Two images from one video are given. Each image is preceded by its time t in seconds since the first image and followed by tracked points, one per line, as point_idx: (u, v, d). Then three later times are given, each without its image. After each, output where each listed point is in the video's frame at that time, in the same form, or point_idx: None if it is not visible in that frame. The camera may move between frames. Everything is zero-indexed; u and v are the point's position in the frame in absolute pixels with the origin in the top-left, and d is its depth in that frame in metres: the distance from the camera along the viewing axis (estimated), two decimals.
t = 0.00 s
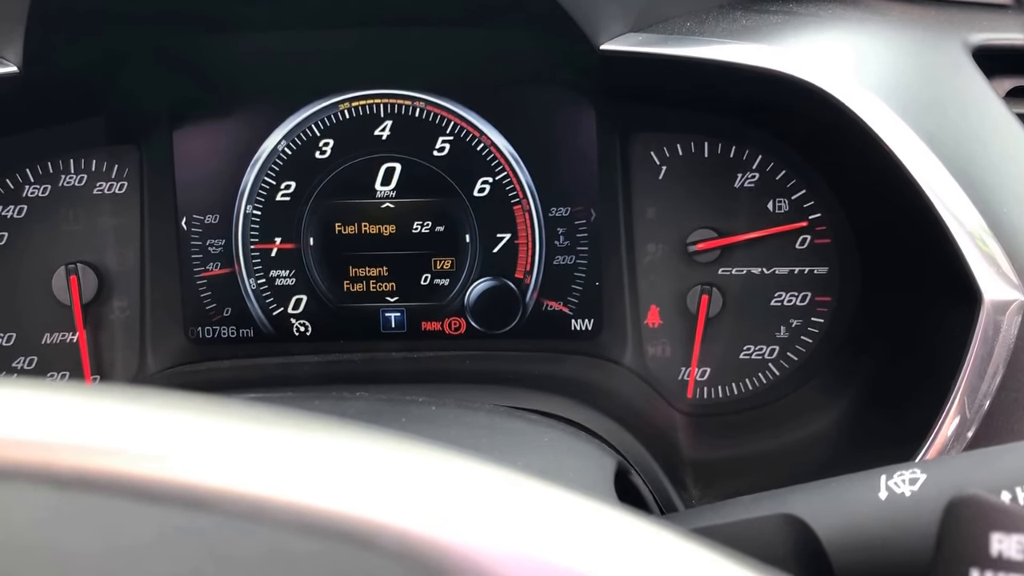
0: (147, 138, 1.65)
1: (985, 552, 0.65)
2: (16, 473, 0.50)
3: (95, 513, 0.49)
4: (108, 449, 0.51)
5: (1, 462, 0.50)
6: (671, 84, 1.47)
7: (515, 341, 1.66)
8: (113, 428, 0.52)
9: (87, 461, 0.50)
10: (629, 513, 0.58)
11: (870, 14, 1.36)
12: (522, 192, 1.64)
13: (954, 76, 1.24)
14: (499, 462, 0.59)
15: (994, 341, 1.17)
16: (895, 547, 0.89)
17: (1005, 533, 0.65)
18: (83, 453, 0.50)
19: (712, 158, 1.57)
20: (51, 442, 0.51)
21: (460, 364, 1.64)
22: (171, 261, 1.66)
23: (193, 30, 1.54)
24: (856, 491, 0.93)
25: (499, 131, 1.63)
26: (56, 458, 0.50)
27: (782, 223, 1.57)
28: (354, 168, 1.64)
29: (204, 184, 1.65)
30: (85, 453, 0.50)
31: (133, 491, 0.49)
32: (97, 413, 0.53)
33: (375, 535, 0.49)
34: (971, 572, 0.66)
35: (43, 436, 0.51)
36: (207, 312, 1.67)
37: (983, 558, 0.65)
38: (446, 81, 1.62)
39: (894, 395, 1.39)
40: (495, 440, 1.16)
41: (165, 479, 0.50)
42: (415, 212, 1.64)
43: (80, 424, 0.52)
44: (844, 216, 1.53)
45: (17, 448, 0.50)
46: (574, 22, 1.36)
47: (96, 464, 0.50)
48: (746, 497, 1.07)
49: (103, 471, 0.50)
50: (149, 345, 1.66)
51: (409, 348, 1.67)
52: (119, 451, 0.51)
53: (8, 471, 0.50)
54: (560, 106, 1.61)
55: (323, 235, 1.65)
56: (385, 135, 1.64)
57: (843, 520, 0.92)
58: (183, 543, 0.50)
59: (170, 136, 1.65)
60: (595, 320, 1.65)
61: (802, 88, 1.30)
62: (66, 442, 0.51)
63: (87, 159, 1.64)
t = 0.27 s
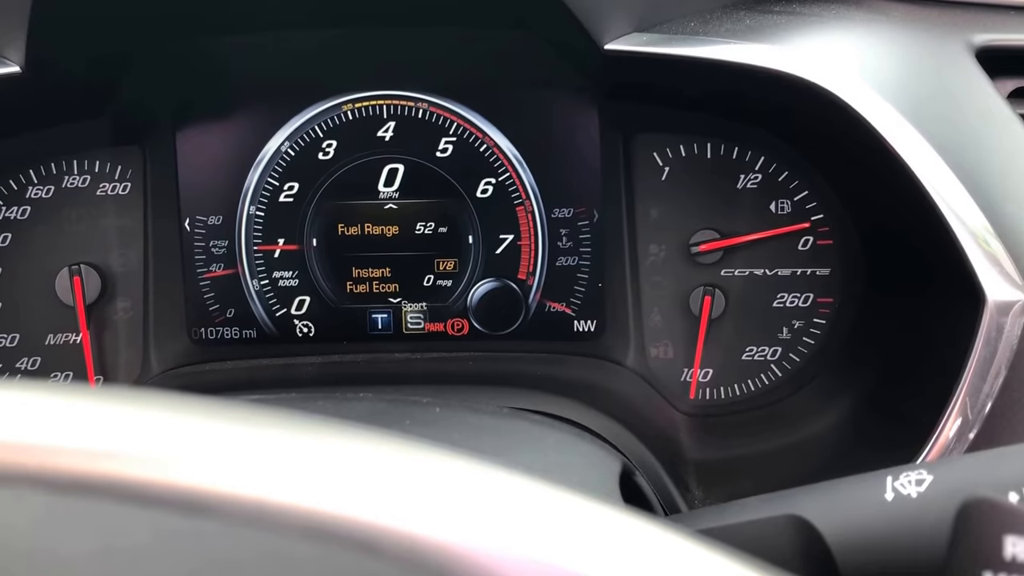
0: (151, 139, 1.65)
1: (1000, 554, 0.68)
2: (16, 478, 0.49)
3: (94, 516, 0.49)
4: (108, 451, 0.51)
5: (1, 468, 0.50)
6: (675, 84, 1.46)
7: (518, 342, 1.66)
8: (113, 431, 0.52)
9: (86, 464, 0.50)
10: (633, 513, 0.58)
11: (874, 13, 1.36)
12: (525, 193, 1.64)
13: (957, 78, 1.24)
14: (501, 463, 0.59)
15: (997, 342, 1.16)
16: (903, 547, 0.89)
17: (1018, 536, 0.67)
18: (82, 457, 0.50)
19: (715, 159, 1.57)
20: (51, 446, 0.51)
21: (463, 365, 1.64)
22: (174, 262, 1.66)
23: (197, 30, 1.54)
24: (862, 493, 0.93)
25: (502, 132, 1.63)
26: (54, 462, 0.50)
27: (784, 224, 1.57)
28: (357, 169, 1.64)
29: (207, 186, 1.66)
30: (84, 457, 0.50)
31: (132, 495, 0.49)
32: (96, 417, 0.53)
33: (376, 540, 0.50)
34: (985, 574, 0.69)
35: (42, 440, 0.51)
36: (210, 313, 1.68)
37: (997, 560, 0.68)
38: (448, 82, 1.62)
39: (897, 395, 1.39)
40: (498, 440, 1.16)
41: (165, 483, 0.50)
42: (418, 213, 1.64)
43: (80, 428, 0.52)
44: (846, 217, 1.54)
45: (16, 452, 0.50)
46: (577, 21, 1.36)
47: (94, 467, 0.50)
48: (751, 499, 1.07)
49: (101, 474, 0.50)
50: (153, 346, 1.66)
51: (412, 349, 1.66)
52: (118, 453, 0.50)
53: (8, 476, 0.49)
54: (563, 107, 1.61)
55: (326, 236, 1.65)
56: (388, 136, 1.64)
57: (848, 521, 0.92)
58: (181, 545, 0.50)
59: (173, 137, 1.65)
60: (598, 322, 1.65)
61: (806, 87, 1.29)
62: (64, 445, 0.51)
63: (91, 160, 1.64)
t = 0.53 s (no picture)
0: (154, 140, 1.65)
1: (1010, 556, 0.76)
2: (17, 479, 0.49)
3: (96, 518, 0.49)
4: (111, 453, 0.51)
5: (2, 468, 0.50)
6: (678, 85, 1.46)
7: (521, 343, 1.66)
8: (117, 433, 0.52)
9: (89, 465, 0.50)
10: (636, 514, 0.58)
11: (877, 14, 1.36)
12: (528, 194, 1.64)
13: (960, 78, 1.23)
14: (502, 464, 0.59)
15: (1001, 343, 1.16)
16: (908, 550, 0.89)
17: None
18: (85, 458, 0.50)
19: (718, 160, 1.57)
20: (52, 447, 0.51)
21: (466, 366, 1.64)
22: (177, 263, 1.66)
23: (200, 30, 1.55)
24: (868, 494, 0.93)
25: (505, 133, 1.63)
26: (56, 463, 0.50)
27: (787, 225, 1.57)
28: (360, 170, 1.64)
29: (210, 187, 1.66)
30: (85, 458, 0.50)
31: (134, 496, 0.49)
32: (98, 418, 0.53)
33: (377, 541, 0.49)
34: None
35: (46, 441, 0.51)
36: (213, 314, 1.68)
37: (1007, 563, 0.76)
38: (451, 83, 1.62)
39: (900, 396, 1.39)
40: (502, 441, 1.16)
41: (165, 484, 0.50)
42: (421, 214, 1.64)
43: (81, 429, 0.52)
44: (850, 218, 1.54)
45: (19, 452, 0.50)
46: (580, 21, 1.35)
47: (97, 468, 0.50)
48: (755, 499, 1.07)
49: (104, 475, 0.50)
50: (156, 348, 1.66)
51: (415, 350, 1.66)
52: (121, 454, 0.50)
53: (10, 478, 0.49)
54: (566, 108, 1.61)
55: (329, 237, 1.65)
56: (391, 137, 1.64)
57: (853, 523, 0.92)
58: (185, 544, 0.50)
59: (176, 139, 1.65)
60: (601, 323, 1.65)
61: (809, 88, 1.29)
62: (67, 446, 0.51)
63: (94, 162, 1.64)
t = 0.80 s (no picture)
0: (157, 142, 1.66)
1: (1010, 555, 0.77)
2: (22, 475, 0.49)
3: (102, 516, 0.49)
4: (119, 451, 0.51)
5: (7, 465, 0.50)
6: (681, 86, 1.46)
7: (523, 345, 1.66)
8: (124, 431, 0.52)
9: (96, 463, 0.50)
10: (639, 513, 0.58)
11: (879, 15, 1.35)
12: (531, 195, 1.64)
13: (963, 79, 1.23)
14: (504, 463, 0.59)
15: (1005, 344, 1.16)
16: (910, 552, 0.89)
17: None
18: (93, 455, 0.50)
19: (720, 161, 1.57)
20: (58, 444, 0.51)
21: (469, 368, 1.64)
22: (180, 264, 1.67)
23: (204, 31, 1.55)
24: (871, 495, 0.93)
25: (508, 134, 1.63)
26: (64, 460, 0.50)
27: (790, 226, 1.57)
28: (363, 171, 1.64)
29: (214, 188, 1.66)
30: (91, 455, 0.50)
31: (141, 494, 0.49)
32: (103, 416, 0.53)
33: (382, 537, 0.49)
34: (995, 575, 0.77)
35: (54, 438, 0.51)
36: (216, 315, 1.68)
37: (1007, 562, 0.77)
38: (454, 85, 1.62)
39: (903, 398, 1.39)
40: (505, 442, 1.16)
41: (170, 481, 0.50)
42: (424, 215, 1.64)
43: (86, 427, 0.52)
44: (853, 220, 1.53)
45: (27, 450, 0.51)
46: (583, 21, 1.35)
47: (105, 465, 0.50)
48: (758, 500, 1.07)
49: (112, 473, 0.50)
50: (159, 349, 1.66)
51: (418, 351, 1.67)
52: (129, 452, 0.51)
53: (16, 474, 0.49)
54: (569, 109, 1.61)
55: (332, 239, 1.65)
56: (394, 139, 1.64)
57: (855, 524, 0.92)
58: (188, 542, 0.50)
59: (179, 140, 1.66)
60: (604, 324, 1.65)
61: (811, 89, 1.29)
62: (76, 444, 0.51)
63: (97, 163, 1.64)
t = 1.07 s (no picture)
0: (159, 144, 1.66)
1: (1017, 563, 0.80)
2: (25, 480, 0.49)
3: (104, 519, 0.49)
4: (121, 456, 0.51)
5: (9, 470, 0.50)
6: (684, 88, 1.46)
7: (527, 346, 1.66)
8: (126, 436, 0.52)
9: (98, 467, 0.50)
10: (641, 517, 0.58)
11: (882, 17, 1.36)
12: (533, 197, 1.64)
13: (966, 81, 1.23)
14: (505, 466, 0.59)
15: (1008, 346, 1.16)
16: (914, 556, 0.89)
17: None
18: (94, 459, 0.50)
19: (723, 163, 1.57)
20: (60, 448, 0.51)
21: (472, 370, 1.64)
22: (182, 265, 1.67)
23: (207, 34, 1.55)
24: (873, 497, 0.93)
25: (511, 136, 1.63)
26: (64, 464, 0.50)
27: (792, 228, 1.57)
28: (365, 173, 1.64)
29: (217, 190, 1.66)
30: (93, 459, 0.50)
31: (142, 497, 0.49)
32: (105, 421, 0.53)
33: (385, 542, 0.49)
34: None
35: (54, 443, 0.51)
36: (219, 317, 1.68)
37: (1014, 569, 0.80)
38: (457, 87, 1.63)
39: (906, 400, 1.39)
40: (507, 443, 1.16)
41: (172, 485, 0.50)
42: (426, 217, 1.64)
43: (89, 431, 0.52)
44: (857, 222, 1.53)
45: (27, 454, 0.50)
46: (585, 24, 1.35)
47: (105, 470, 0.50)
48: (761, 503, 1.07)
49: (113, 478, 0.50)
50: (162, 351, 1.66)
51: (421, 353, 1.67)
52: (131, 458, 0.51)
53: (17, 479, 0.49)
54: (572, 111, 1.61)
55: (335, 240, 1.65)
56: (396, 140, 1.64)
57: (859, 526, 0.91)
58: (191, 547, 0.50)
59: (182, 142, 1.66)
60: (607, 326, 1.64)
61: (814, 91, 1.29)
62: (76, 449, 0.51)
63: (100, 165, 1.65)
